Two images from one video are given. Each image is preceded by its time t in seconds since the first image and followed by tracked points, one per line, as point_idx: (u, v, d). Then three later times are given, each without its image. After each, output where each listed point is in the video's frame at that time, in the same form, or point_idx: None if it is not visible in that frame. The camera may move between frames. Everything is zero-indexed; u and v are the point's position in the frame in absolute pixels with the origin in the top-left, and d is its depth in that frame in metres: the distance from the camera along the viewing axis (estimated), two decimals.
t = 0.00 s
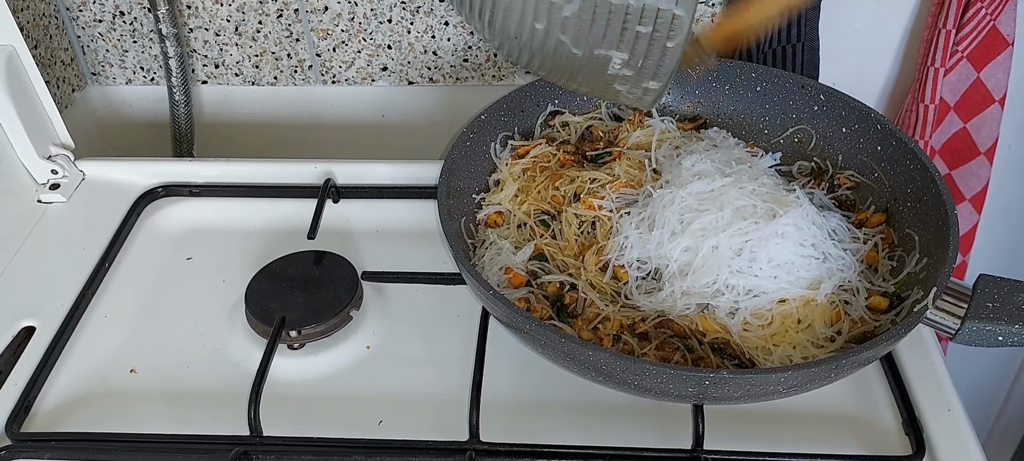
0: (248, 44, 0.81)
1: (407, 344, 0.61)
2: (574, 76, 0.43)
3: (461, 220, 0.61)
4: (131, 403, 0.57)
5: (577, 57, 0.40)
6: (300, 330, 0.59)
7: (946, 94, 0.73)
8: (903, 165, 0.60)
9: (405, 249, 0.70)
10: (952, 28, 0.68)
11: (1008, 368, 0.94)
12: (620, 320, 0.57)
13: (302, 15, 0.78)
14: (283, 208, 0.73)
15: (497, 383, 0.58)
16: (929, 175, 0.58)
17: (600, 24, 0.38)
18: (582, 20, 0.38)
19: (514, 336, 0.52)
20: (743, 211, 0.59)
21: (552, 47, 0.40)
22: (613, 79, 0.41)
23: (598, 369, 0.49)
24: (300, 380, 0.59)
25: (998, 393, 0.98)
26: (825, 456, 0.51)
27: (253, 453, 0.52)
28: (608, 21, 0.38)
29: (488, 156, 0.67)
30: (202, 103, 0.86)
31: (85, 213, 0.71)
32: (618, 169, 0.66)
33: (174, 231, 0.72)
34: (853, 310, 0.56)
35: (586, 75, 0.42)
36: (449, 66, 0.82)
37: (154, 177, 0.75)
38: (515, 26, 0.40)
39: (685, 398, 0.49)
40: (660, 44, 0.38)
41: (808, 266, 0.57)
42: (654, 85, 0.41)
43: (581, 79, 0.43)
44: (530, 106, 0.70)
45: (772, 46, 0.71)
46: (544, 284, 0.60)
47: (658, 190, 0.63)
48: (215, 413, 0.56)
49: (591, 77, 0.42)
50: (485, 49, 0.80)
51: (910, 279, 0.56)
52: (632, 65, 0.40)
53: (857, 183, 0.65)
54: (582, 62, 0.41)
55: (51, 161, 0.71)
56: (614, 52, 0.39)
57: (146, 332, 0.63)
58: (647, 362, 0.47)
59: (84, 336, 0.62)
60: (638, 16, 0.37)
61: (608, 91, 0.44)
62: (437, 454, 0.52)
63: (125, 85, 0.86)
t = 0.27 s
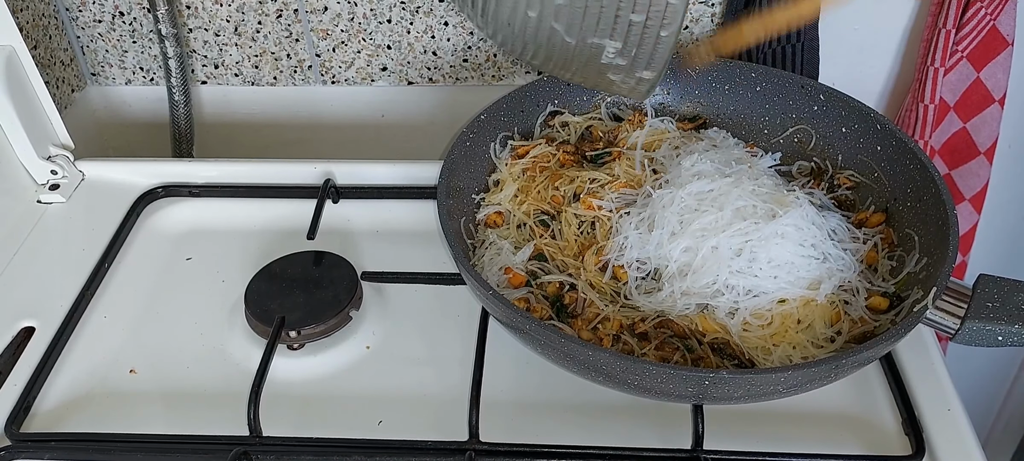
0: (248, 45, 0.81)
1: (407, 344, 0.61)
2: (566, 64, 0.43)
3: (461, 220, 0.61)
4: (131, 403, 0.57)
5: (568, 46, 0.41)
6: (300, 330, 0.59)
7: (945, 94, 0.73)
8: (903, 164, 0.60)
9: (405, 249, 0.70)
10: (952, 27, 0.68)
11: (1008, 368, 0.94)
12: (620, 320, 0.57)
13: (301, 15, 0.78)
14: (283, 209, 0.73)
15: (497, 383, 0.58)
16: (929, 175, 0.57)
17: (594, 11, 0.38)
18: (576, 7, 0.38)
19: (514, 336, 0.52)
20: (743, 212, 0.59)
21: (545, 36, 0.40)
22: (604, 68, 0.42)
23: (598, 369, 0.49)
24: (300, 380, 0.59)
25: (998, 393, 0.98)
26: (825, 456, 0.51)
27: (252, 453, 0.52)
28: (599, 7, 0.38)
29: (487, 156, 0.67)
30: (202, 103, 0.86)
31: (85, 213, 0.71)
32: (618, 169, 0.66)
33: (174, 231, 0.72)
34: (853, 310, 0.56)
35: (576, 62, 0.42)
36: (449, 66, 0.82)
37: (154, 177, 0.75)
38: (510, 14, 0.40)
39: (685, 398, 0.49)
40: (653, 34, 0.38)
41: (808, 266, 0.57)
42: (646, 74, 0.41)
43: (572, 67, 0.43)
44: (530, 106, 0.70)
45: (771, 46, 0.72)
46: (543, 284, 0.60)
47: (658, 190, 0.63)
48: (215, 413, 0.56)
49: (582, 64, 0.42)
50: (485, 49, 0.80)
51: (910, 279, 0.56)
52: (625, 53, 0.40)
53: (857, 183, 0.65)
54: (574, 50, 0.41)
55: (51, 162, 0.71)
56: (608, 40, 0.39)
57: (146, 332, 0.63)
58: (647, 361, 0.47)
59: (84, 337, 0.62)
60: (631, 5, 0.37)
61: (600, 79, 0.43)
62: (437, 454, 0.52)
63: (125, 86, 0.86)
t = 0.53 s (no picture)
0: (248, 45, 0.81)
1: (407, 344, 0.61)
2: (575, 59, 0.44)
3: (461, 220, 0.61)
4: (131, 403, 0.57)
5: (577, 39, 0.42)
6: (300, 330, 0.59)
7: (946, 94, 0.73)
8: (903, 165, 0.60)
9: (405, 250, 0.70)
10: (952, 28, 0.68)
11: (1008, 368, 0.94)
12: (620, 320, 0.57)
13: (301, 15, 0.78)
14: (283, 209, 0.73)
15: (497, 383, 0.58)
16: (929, 175, 0.57)
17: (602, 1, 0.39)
18: None
19: (514, 336, 0.52)
20: (743, 212, 0.59)
21: (554, 29, 0.41)
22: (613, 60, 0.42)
23: (598, 369, 0.49)
24: (300, 380, 0.59)
25: (999, 393, 0.98)
26: (825, 456, 0.51)
27: (252, 454, 0.52)
28: (606, 3, 0.39)
29: (487, 156, 0.67)
30: (202, 103, 0.86)
31: (85, 213, 0.71)
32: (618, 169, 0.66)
33: (174, 231, 0.72)
34: (853, 310, 0.56)
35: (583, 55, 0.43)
36: (449, 66, 0.82)
37: (154, 177, 0.75)
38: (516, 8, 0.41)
39: (685, 398, 0.48)
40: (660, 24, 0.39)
41: (808, 267, 0.57)
42: (654, 66, 0.42)
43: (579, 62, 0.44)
44: (530, 106, 0.70)
45: (771, 45, 0.71)
46: (543, 284, 0.60)
47: (658, 190, 0.63)
48: (215, 413, 0.56)
49: (592, 58, 0.43)
50: (485, 49, 0.80)
51: (910, 279, 0.56)
52: (632, 45, 0.41)
53: (857, 183, 0.65)
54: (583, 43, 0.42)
55: (51, 162, 0.71)
56: (615, 32, 0.40)
57: (146, 333, 0.62)
58: (647, 362, 0.47)
59: (84, 337, 0.62)
60: None
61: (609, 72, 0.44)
62: (437, 455, 0.52)
63: (125, 86, 0.86)
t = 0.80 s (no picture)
0: (248, 45, 0.81)
1: (407, 344, 0.61)
2: (584, 94, 0.41)
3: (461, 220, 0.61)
4: (131, 404, 0.57)
5: (584, 75, 0.39)
6: (300, 330, 0.59)
7: (945, 94, 0.73)
8: (903, 165, 0.60)
9: (405, 250, 0.70)
10: (952, 28, 0.68)
11: (1007, 368, 0.94)
12: (620, 321, 0.57)
13: (301, 15, 0.78)
14: (283, 209, 0.73)
15: (497, 383, 0.58)
16: (929, 175, 0.58)
17: (610, 36, 0.37)
18: (592, 35, 0.37)
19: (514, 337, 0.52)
20: (744, 212, 0.59)
21: (562, 67, 0.39)
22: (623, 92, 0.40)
23: (598, 369, 0.49)
24: (300, 380, 0.59)
25: (999, 393, 0.98)
26: (825, 456, 0.51)
27: (252, 454, 0.52)
28: (614, 33, 0.37)
29: (487, 156, 0.67)
30: (202, 104, 0.86)
31: (85, 213, 0.71)
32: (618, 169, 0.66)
33: (174, 231, 0.72)
34: (853, 310, 0.56)
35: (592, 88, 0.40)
36: (449, 66, 0.82)
37: (154, 178, 0.75)
38: (520, 44, 0.39)
39: (685, 398, 0.48)
40: (670, 54, 0.38)
41: (808, 267, 0.57)
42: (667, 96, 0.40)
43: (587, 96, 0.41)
44: (530, 106, 0.70)
45: (772, 45, 0.71)
46: (543, 284, 0.60)
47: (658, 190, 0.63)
48: (215, 413, 0.56)
49: (601, 91, 0.40)
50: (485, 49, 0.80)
51: (910, 279, 0.56)
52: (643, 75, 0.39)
53: (857, 183, 0.65)
54: (590, 77, 0.39)
55: (51, 162, 0.71)
56: (625, 63, 0.38)
57: (146, 333, 0.63)
58: (647, 362, 0.47)
59: (84, 337, 0.62)
60: (647, 29, 0.37)
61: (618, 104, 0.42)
62: (437, 455, 0.52)
63: (125, 86, 0.86)
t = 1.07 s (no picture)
0: (248, 45, 0.81)
1: (407, 344, 0.61)
2: (594, 86, 0.42)
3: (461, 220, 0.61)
4: (131, 404, 0.57)
5: (594, 70, 0.40)
6: (300, 330, 0.59)
7: (946, 94, 0.73)
8: (903, 164, 0.60)
9: (405, 249, 0.70)
10: (952, 28, 0.68)
11: (1007, 368, 0.94)
12: (620, 320, 0.57)
13: (301, 15, 0.78)
14: (283, 209, 0.73)
15: (497, 383, 0.58)
16: (929, 175, 0.58)
17: (622, 32, 0.37)
18: (603, 32, 0.37)
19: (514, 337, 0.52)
20: (744, 212, 0.59)
21: (571, 63, 0.40)
22: (634, 86, 0.41)
23: (598, 369, 0.49)
24: (300, 380, 0.59)
25: (999, 393, 0.98)
26: (825, 456, 0.51)
27: (252, 453, 0.52)
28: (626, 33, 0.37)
29: (487, 156, 0.67)
30: (202, 103, 0.86)
31: (85, 213, 0.71)
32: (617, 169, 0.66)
33: (174, 231, 0.72)
34: (853, 310, 0.56)
35: (601, 80, 0.41)
36: (449, 66, 0.82)
37: (154, 177, 0.75)
38: (528, 41, 0.39)
39: (685, 398, 0.48)
40: (683, 49, 0.38)
41: (808, 267, 0.57)
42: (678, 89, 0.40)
43: (596, 88, 0.42)
44: (530, 106, 0.70)
45: (772, 46, 0.71)
46: (543, 284, 0.60)
47: (658, 190, 0.63)
48: (215, 413, 0.56)
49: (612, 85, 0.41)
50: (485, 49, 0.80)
51: (910, 279, 0.56)
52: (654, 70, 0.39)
53: (857, 182, 0.65)
54: (601, 73, 0.40)
55: (51, 162, 0.71)
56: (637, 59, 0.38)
57: (146, 332, 0.63)
58: (647, 361, 0.47)
59: (84, 337, 0.62)
60: (660, 25, 0.37)
61: (628, 96, 0.43)
62: (437, 454, 0.52)
63: (125, 86, 0.86)
